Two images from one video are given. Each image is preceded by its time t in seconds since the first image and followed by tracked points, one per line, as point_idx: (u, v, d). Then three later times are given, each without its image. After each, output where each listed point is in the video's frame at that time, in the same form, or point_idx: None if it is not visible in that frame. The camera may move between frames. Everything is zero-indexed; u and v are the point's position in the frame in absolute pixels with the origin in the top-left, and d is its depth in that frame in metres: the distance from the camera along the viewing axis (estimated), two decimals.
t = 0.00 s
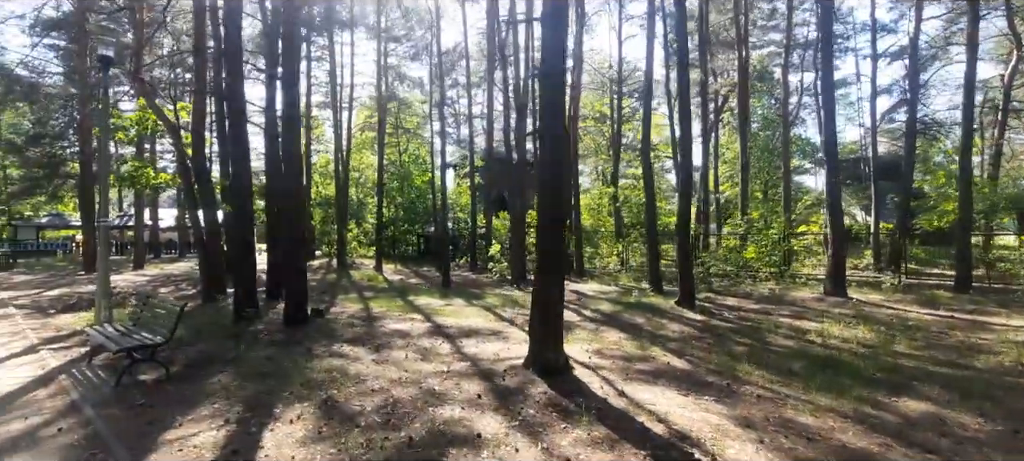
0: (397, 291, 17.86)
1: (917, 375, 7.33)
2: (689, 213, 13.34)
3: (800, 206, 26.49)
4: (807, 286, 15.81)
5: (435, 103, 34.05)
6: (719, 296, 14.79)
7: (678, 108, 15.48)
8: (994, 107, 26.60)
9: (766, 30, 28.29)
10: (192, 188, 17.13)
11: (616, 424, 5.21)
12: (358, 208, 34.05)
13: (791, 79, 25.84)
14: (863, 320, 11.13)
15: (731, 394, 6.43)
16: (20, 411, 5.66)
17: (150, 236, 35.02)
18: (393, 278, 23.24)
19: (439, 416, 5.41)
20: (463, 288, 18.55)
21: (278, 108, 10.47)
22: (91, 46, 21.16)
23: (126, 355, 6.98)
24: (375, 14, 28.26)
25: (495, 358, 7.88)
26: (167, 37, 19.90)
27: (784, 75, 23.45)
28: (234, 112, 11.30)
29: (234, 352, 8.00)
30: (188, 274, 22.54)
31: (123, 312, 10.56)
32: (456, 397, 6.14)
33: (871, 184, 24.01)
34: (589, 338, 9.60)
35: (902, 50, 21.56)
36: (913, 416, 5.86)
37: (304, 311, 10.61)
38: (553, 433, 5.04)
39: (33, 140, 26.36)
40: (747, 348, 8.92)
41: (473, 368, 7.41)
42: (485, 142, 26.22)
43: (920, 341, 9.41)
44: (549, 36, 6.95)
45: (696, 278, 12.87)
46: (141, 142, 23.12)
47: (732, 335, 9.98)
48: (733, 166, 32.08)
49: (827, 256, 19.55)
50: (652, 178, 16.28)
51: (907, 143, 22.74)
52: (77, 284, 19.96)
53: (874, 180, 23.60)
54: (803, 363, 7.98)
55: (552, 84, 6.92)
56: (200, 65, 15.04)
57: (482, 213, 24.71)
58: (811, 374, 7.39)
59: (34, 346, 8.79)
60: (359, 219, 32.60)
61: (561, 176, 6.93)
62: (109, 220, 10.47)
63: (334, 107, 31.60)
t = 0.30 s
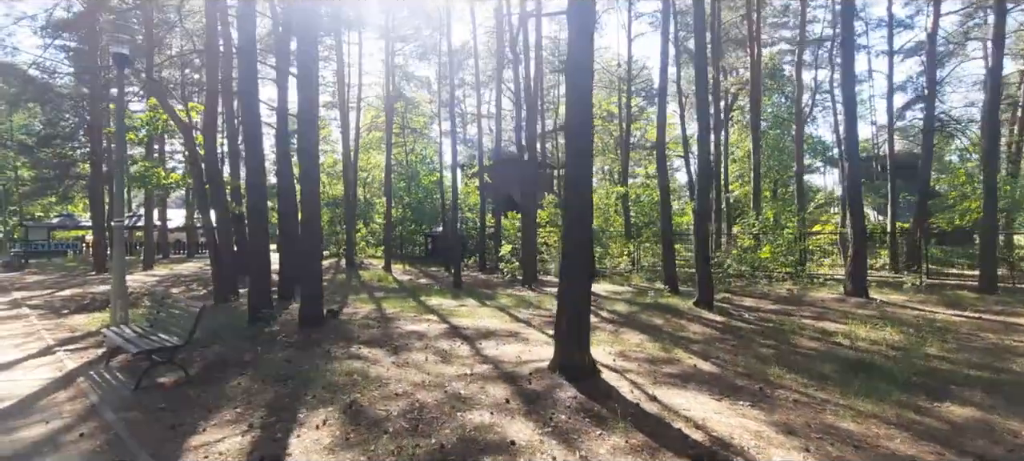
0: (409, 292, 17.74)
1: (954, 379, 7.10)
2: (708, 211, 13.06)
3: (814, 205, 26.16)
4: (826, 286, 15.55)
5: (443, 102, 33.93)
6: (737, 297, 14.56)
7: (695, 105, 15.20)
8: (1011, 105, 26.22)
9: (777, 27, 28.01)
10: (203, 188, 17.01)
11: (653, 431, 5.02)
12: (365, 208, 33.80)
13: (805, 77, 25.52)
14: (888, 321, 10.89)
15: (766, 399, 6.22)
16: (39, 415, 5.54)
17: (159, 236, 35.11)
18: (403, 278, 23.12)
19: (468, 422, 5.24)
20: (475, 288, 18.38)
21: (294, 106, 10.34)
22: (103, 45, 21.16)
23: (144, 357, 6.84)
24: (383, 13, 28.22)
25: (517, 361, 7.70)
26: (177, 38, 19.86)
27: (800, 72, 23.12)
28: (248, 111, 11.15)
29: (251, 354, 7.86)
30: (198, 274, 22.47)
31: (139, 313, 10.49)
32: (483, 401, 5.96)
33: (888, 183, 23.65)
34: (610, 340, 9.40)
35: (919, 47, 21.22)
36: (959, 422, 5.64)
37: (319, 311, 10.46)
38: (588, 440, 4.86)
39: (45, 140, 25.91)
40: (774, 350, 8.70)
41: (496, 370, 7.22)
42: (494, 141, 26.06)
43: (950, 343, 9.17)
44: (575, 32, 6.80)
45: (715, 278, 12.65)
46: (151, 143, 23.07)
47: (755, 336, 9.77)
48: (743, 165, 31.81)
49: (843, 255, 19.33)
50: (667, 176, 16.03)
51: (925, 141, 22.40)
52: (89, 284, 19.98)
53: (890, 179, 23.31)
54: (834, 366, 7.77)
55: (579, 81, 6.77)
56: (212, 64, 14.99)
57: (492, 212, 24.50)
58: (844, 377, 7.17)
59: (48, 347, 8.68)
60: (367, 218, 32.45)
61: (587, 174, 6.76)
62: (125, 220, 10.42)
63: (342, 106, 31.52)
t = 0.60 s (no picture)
0: (415, 293, 17.58)
1: (987, 388, 6.89)
2: (723, 212, 12.82)
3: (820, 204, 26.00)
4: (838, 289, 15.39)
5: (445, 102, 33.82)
6: (749, 299, 14.39)
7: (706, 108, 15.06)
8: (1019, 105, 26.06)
9: (784, 27, 27.85)
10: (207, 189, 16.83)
11: (684, 442, 4.85)
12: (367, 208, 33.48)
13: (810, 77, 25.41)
14: (907, 324, 10.71)
15: (795, 406, 6.05)
16: (47, 425, 5.36)
17: (160, 237, 34.95)
18: (409, 279, 22.97)
19: (493, 432, 5.06)
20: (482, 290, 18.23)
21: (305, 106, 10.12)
22: (106, 45, 20.99)
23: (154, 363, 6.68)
24: (387, 13, 28.03)
25: (534, 366, 7.53)
26: (179, 38, 19.67)
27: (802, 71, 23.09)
28: (256, 109, 10.92)
29: (262, 359, 7.68)
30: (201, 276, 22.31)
31: (146, 317, 10.32)
32: (505, 408, 5.78)
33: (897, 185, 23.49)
34: (626, 344, 9.23)
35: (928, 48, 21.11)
36: (998, 431, 5.46)
37: (330, 315, 10.26)
38: (618, 451, 4.69)
39: (46, 140, 25.76)
40: (794, 355, 8.52)
41: (514, 376, 7.05)
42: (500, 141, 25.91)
43: (973, 347, 9.00)
44: (597, 31, 6.61)
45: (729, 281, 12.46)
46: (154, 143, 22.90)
47: (773, 341, 9.59)
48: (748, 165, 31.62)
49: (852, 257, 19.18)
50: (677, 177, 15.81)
51: (936, 142, 22.19)
52: (91, 286, 19.83)
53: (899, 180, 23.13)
54: (858, 371, 7.60)
55: (601, 82, 6.59)
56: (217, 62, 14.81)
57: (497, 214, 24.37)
58: (872, 384, 6.99)
59: (54, 352, 8.50)
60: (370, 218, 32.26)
61: (610, 176, 6.57)
62: (133, 221, 10.25)
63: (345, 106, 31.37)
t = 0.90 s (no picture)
0: (421, 294, 17.37)
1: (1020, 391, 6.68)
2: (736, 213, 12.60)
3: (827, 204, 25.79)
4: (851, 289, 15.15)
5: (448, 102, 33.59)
6: (762, 299, 14.17)
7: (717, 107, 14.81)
8: None
9: (790, 26, 27.65)
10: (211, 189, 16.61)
11: (719, 449, 4.64)
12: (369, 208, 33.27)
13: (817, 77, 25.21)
14: (927, 325, 10.49)
15: (827, 410, 5.84)
16: (52, 431, 5.16)
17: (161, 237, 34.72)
18: (413, 280, 22.76)
19: (517, 440, 4.84)
20: (488, 291, 18.02)
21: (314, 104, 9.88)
22: (107, 43, 20.76)
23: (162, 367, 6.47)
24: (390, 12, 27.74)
25: (552, 368, 7.32)
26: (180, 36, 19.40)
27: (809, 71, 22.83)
28: (262, 107, 10.66)
29: (271, 362, 7.47)
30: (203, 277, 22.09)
31: (150, 318, 10.11)
32: (528, 413, 5.57)
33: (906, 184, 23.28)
34: (642, 345, 9.02)
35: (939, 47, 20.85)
36: None
37: (339, 315, 10.05)
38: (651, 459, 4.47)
39: (47, 140, 25.57)
40: (816, 357, 8.31)
41: (532, 379, 6.83)
42: (504, 141, 25.70)
43: (999, 349, 8.78)
44: (618, 25, 6.38)
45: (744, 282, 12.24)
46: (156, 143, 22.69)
47: (793, 342, 9.37)
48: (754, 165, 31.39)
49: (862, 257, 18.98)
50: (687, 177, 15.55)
51: (945, 141, 21.98)
52: (93, 286, 19.63)
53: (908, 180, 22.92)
54: (885, 374, 7.38)
55: (623, 77, 6.36)
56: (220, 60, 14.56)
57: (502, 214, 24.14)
58: (902, 387, 6.77)
59: (58, 354, 8.29)
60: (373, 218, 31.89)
61: (631, 174, 6.35)
62: (137, 220, 10.02)
63: (348, 106, 31.15)
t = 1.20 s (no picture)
0: (428, 296, 17.09)
1: None
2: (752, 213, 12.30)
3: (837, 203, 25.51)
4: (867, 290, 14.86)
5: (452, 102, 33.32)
6: (777, 301, 13.89)
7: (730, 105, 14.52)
8: None
9: (797, 23, 27.36)
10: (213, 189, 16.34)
11: None
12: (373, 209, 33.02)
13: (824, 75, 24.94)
14: (951, 328, 10.20)
15: (865, 419, 5.57)
16: (53, 443, 4.91)
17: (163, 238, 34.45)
18: (418, 281, 22.50)
19: (544, 454, 4.57)
20: (496, 292, 17.74)
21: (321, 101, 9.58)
22: (108, 43, 20.51)
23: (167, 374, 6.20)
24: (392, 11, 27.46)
25: (571, 374, 7.05)
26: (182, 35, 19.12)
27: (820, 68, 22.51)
28: (269, 106, 10.40)
29: (280, 367, 7.21)
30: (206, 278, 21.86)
31: (153, 322, 9.85)
32: (552, 424, 5.30)
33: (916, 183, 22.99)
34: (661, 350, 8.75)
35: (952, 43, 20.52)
36: None
37: (348, 319, 9.76)
38: None
39: (48, 140, 25.34)
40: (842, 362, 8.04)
41: (553, 386, 6.57)
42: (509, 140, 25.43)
43: None
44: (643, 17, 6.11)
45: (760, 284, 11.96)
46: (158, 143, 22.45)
47: (815, 346, 9.09)
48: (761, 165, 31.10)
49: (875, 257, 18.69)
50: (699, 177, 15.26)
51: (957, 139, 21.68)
52: (94, 288, 19.38)
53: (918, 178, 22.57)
54: (917, 379, 7.11)
55: (649, 70, 6.08)
56: (224, 59, 14.28)
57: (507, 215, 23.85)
58: (937, 394, 6.49)
59: (59, 360, 8.04)
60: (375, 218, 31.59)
61: (657, 173, 6.07)
62: (140, 221, 9.76)
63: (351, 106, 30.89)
